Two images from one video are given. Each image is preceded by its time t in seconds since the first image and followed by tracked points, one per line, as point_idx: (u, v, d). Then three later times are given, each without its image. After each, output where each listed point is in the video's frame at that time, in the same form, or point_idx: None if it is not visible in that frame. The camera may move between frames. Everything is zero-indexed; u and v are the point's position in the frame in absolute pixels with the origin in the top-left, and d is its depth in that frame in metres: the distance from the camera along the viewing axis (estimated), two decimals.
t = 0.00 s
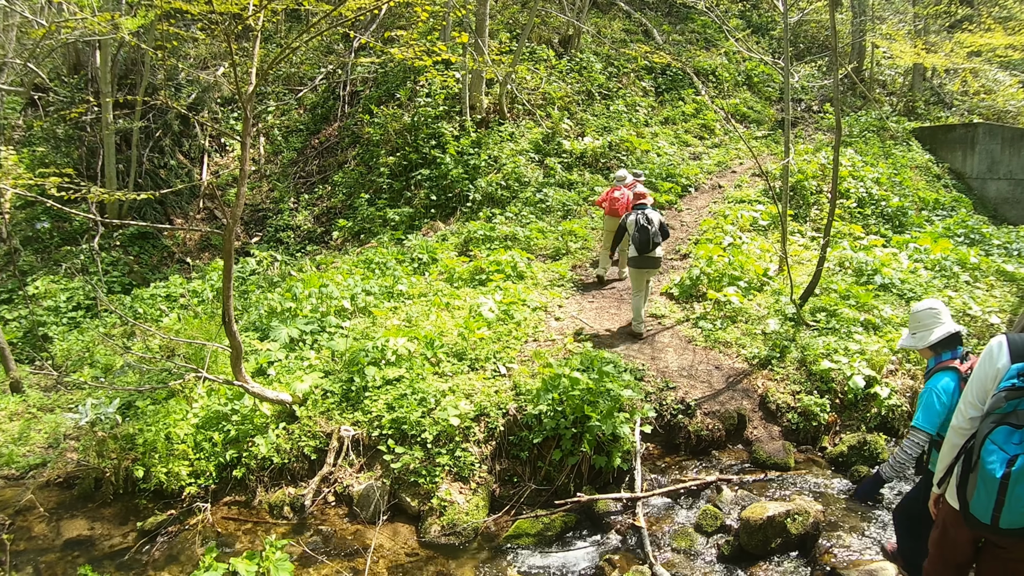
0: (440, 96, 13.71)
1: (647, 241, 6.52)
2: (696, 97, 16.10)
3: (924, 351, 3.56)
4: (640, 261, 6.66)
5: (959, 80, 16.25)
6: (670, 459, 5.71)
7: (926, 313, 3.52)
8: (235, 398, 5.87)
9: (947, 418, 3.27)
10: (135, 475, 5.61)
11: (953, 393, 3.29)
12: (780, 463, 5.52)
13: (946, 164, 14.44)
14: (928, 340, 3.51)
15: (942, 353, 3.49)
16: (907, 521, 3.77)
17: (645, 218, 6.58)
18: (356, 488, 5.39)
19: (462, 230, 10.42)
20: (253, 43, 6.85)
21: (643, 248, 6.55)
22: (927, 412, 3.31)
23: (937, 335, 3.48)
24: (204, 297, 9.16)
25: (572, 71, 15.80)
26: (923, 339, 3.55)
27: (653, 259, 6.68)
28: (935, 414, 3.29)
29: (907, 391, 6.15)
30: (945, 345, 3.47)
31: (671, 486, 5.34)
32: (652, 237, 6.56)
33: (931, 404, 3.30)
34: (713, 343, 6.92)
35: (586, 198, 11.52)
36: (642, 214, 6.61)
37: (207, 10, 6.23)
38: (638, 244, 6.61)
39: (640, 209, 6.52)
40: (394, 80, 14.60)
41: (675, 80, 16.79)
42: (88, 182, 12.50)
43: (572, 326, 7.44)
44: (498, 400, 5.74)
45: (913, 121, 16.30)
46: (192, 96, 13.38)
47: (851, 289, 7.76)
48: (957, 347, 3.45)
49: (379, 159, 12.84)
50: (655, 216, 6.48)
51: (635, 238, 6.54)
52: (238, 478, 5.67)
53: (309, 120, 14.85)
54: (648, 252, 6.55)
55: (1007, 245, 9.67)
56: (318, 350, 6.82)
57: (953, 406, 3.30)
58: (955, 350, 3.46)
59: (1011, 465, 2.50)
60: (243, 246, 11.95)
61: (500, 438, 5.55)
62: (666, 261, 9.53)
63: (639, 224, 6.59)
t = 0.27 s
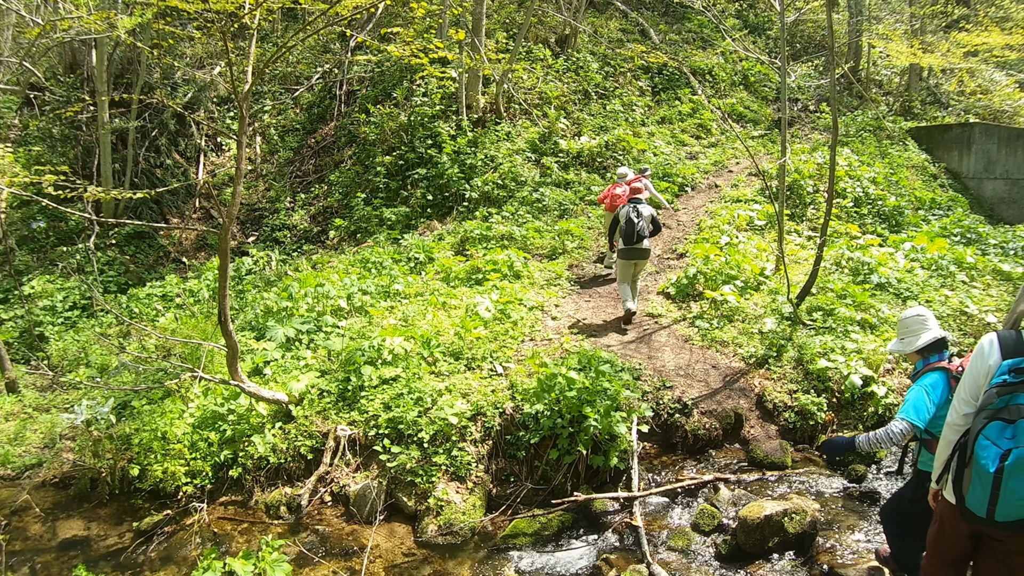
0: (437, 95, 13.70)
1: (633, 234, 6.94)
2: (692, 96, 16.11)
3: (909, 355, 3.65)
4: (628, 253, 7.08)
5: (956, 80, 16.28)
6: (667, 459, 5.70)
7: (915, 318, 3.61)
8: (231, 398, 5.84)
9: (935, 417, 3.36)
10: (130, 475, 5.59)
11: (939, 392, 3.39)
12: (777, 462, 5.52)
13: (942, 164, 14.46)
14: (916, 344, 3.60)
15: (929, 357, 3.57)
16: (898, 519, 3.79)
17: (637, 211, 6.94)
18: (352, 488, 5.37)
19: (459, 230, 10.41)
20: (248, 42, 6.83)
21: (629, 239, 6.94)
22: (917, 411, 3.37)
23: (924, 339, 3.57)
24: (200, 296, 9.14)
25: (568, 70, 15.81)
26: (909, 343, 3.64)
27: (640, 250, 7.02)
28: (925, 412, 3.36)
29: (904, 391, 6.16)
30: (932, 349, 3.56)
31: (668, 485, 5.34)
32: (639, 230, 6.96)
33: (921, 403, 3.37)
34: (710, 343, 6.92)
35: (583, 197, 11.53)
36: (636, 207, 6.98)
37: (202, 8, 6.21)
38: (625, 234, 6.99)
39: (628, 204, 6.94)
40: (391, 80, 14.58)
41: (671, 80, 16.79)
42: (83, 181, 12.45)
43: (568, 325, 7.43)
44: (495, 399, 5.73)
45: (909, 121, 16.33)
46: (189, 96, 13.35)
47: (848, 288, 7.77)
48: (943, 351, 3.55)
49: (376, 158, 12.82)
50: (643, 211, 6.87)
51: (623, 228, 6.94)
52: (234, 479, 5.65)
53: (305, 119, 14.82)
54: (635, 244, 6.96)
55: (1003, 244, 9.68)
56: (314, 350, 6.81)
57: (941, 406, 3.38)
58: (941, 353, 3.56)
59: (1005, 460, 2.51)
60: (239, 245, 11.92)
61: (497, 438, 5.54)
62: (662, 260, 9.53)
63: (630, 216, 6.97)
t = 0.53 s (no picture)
0: (435, 95, 13.70)
1: (626, 228, 7.52)
2: (690, 96, 16.11)
3: (900, 355, 3.77)
4: (621, 246, 7.65)
5: (953, 79, 16.30)
6: (665, 458, 5.70)
7: (906, 320, 3.76)
8: (228, 398, 5.82)
9: (912, 405, 3.52)
10: (127, 476, 5.57)
11: (922, 386, 3.53)
12: (775, 461, 5.52)
13: (940, 163, 14.49)
14: (906, 344, 3.72)
15: (918, 356, 3.69)
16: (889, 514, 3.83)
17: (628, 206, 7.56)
18: (350, 488, 5.36)
19: (457, 229, 10.40)
20: (244, 40, 6.81)
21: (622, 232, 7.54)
22: (897, 398, 3.55)
23: (914, 339, 3.70)
24: (197, 296, 9.11)
25: (566, 69, 15.81)
26: (900, 343, 3.76)
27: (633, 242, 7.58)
28: (905, 400, 3.53)
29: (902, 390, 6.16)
30: (921, 349, 3.68)
31: (666, 485, 5.33)
32: (632, 224, 7.56)
33: (901, 391, 3.54)
34: (708, 342, 6.91)
35: (581, 196, 11.53)
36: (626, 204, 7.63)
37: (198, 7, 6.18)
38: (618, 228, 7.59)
39: (622, 200, 7.53)
40: (388, 79, 14.55)
41: (669, 79, 16.80)
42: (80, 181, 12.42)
43: (566, 325, 7.42)
44: (492, 399, 5.71)
45: (907, 120, 16.36)
46: (186, 95, 13.32)
47: (845, 287, 7.77)
48: (932, 353, 3.67)
49: (374, 157, 12.80)
50: (636, 206, 7.46)
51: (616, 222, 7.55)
52: (231, 479, 5.63)
53: (303, 119, 14.79)
54: (628, 237, 7.54)
55: (1001, 243, 9.68)
56: (311, 350, 6.79)
57: (922, 398, 3.52)
58: (930, 354, 3.67)
59: (996, 450, 2.54)
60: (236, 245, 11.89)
61: (495, 437, 5.52)
62: (660, 260, 9.53)
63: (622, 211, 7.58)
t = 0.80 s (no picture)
0: (433, 94, 13.69)
1: (615, 228, 7.64)
2: (689, 95, 16.10)
3: (896, 343, 3.76)
4: (612, 244, 7.81)
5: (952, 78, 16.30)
6: (665, 458, 5.69)
7: (904, 309, 3.73)
8: (226, 398, 5.80)
9: (908, 391, 3.54)
10: (125, 476, 5.55)
11: (917, 373, 3.54)
12: (774, 460, 5.51)
13: (940, 163, 14.49)
14: (903, 332, 3.71)
15: (914, 345, 3.68)
16: (880, 502, 3.83)
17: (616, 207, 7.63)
18: (348, 488, 5.34)
19: (456, 229, 10.40)
20: (242, 40, 6.79)
21: (612, 233, 7.68)
22: (893, 384, 3.56)
23: (912, 328, 3.68)
24: (195, 296, 9.10)
25: (565, 69, 15.80)
26: (897, 332, 3.74)
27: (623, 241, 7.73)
28: (900, 387, 3.55)
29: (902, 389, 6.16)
30: (918, 337, 3.67)
31: (665, 484, 5.32)
32: (622, 225, 7.66)
33: (897, 378, 3.55)
34: (707, 341, 6.90)
35: (580, 196, 11.53)
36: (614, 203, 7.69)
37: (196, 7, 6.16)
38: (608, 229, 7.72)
39: (609, 202, 7.59)
40: (387, 79, 14.54)
41: (668, 79, 16.79)
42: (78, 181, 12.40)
43: (565, 324, 7.41)
44: (491, 398, 5.70)
45: (906, 120, 16.36)
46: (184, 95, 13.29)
47: (844, 286, 7.76)
48: (928, 341, 3.66)
49: (372, 157, 12.79)
50: (623, 208, 7.53)
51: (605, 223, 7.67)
52: (229, 479, 5.62)
53: (301, 118, 14.78)
54: (618, 237, 7.68)
55: (1000, 242, 9.67)
56: (309, 349, 6.78)
57: (916, 384, 3.54)
58: (926, 342, 3.67)
59: (989, 447, 2.57)
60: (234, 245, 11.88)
61: (493, 437, 5.51)
62: (659, 259, 9.52)
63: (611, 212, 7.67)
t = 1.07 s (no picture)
0: (433, 94, 13.68)
1: (605, 222, 7.73)
2: (689, 95, 16.10)
3: (892, 339, 3.68)
4: (605, 238, 7.90)
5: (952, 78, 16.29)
6: (665, 457, 5.68)
7: (901, 305, 3.62)
8: (225, 397, 5.80)
9: (901, 393, 3.48)
10: (125, 476, 5.55)
11: (913, 373, 3.46)
12: (774, 460, 5.50)
13: (940, 162, 14.48)
14: (900, 330, 3.62)
15: (909, 343, 3.61)
16: (879, 503, 3.82)
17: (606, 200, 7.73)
18: (348, 488, 5.33)
19: (456, 228, 10.40)
20: (241, 39, 6.79)
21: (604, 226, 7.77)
22: (889, 386, 3.47)
23: (909, 325, 3.59)
24: (195, 296, 9.10)
25: (565, 68, 15.79)
26: (894, 328, 3.65)
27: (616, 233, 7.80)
28: (895, 388, 3.46)
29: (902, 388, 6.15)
30: (913, 335, 3.60)
31: (665, 484, 5.31)
32: (612, 218, 7.76)
33: (894, 379, 3.45)
34: (707, 341, 6.89)
35: (579, 195, 11.53)
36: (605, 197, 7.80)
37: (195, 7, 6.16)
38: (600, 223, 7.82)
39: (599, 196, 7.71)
40: (387, 78, 14.53)
41: (668, 78, 16.78)
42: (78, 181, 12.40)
43: (565, 323, 7.40)
44: (490, 398, 5.69)
45: (906, 119, 16.36)
46: (184, 95, 13.29)
47: (845, 286, 7.75)
48: (924, 340, 3.59)
49: (372, 157, 12.78)
50: (612, 201, 7.62)
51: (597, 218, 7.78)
52: (228, 479, 5.61)
53: (301, 118, 14.78)
54: (609, 231, 7.76)
55: (1000, 241, 9.66)
56: (309, 349, 6.77)
57: (911, 384, 3.46)
58: (921, 340, 3.60)
59: (993, 446, 2.56)
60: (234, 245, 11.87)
61: (493, 436, 5.50)
62: (659, 258, 9.52)
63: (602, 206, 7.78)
